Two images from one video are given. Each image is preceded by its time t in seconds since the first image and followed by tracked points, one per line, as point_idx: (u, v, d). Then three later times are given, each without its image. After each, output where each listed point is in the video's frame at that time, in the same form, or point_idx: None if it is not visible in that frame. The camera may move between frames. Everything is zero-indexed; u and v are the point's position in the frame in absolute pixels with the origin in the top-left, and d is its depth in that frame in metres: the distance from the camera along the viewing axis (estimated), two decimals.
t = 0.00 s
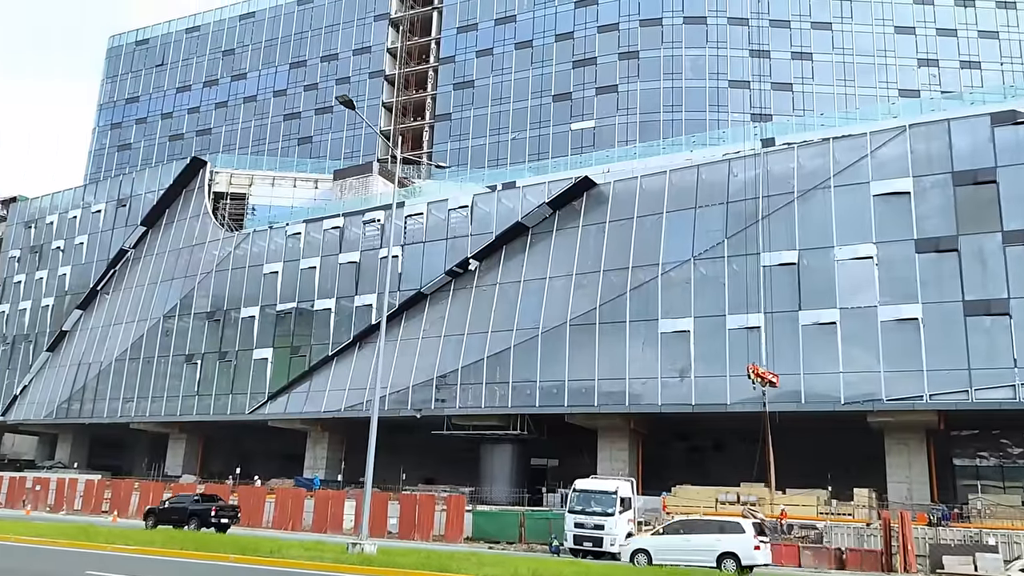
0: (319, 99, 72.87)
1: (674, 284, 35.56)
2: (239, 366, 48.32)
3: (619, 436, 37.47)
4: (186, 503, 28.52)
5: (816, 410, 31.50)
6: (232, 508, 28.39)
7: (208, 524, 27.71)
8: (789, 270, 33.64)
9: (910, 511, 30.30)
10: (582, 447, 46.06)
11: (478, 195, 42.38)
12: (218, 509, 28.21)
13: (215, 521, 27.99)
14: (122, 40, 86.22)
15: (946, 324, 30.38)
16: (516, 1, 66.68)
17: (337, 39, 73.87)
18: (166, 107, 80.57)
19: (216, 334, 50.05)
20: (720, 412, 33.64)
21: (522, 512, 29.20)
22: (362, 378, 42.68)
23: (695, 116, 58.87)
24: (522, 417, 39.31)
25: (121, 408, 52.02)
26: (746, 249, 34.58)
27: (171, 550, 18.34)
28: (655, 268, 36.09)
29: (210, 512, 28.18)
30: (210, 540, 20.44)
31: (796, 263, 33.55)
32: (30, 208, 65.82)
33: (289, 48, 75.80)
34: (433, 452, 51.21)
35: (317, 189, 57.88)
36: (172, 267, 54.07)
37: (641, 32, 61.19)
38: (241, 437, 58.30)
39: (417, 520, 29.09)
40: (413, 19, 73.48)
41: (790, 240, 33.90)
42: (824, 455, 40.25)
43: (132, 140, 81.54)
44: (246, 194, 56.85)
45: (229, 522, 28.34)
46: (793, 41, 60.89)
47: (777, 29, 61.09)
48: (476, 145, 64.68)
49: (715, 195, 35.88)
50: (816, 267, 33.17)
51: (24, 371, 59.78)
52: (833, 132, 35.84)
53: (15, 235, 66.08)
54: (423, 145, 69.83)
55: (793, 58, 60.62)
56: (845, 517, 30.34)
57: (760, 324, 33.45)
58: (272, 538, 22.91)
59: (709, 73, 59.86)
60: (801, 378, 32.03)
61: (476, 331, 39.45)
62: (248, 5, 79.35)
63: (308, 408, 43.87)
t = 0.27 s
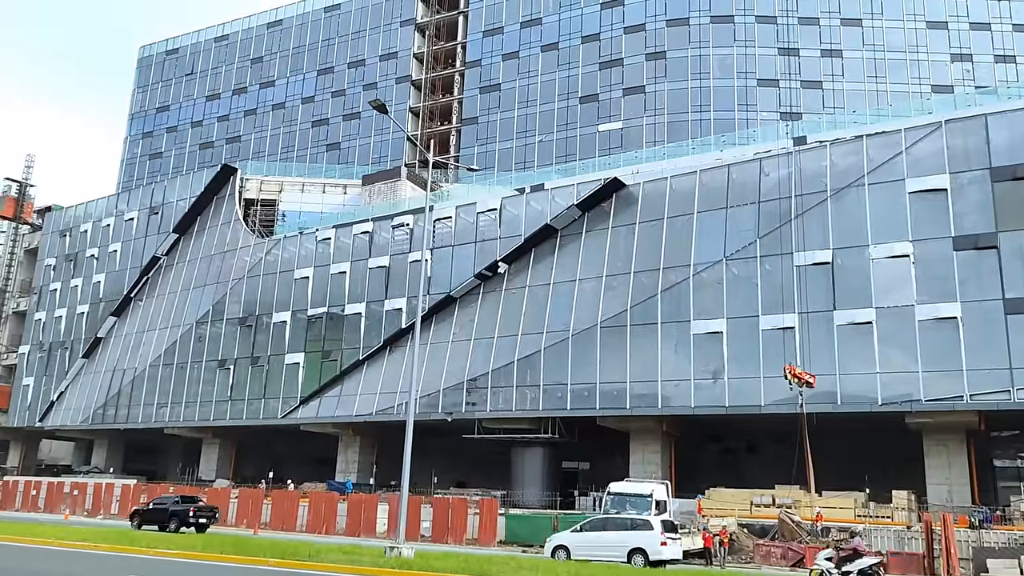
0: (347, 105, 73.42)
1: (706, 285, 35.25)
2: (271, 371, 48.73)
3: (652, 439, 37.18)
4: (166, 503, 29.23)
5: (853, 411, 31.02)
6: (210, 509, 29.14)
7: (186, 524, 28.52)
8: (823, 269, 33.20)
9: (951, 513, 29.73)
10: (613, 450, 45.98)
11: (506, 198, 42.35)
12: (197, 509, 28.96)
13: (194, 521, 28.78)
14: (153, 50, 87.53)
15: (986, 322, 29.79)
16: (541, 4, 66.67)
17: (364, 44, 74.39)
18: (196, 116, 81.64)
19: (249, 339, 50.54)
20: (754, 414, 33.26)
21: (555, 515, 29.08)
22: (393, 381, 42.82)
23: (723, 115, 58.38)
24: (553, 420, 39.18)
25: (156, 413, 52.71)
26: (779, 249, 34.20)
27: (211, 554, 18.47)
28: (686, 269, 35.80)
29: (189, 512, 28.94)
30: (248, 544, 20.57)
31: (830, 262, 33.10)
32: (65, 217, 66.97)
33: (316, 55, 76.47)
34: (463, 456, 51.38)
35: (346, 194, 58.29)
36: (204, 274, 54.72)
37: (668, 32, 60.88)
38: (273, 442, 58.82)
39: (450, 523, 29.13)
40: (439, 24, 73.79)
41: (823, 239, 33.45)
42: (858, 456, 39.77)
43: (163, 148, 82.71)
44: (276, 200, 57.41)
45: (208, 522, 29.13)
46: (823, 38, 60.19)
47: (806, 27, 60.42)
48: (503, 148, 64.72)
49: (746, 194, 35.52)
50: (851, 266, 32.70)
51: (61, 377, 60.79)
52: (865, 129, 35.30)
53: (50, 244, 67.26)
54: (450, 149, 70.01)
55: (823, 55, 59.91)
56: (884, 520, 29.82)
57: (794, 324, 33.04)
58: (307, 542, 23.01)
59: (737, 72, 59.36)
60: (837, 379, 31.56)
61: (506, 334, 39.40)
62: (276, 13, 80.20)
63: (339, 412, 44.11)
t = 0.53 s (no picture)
0: (379, 108, 73.82)
1: (744, 283, 34.72)
2: (308, 374, 49.06)
3: (691, 440, 36.69)
4: (160, 504, 31.73)
5: (899, 410, 30.31)
6: (199, 508, 31.53)
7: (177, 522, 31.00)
8: (866, 266, 32.52)
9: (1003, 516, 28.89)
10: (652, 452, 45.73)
11: (540, 198, 42.15)
12: (187, 509, 31.39)
13: (184, 520, 31.19)
14: (188, 58, 88.80)
15: None
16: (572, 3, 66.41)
17: (395, 48, 74.74)
18: (231, 122, 82.65)
19: (285, 342, 50.95)
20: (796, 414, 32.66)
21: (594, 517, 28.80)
22: (429, 383, 42.84)
23: (759, 112, 57.58)
24: (591, 421, 38.87)
25: (195, 416, 53.37)
26: (819, 246, 33.57)
27: (254, 557, 18.53)
28: (725, 268, 35.31)
29: (180, 511, 31.41)
30: (291, 547, 20.64)
31: (872, 259, 32.41)
32: (105, 223, 68.12)
33: (348, 59, 76.99)
34: (499, 457, 51.35)
35: (380, 197, 58.57)
36: (241, 278, 55.31)
37: (701, 28, 60.26)
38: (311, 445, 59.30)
39: (488, 526, 29.01)
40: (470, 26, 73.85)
41: (865, 235, 32.76)
42: (903, 458, 38.92)
43: (199, 154, 83.85)
44: (311, 204, 57.91)
45: (198, 521, 31.46)
46: (860, 31, 59.11)
47: (842, 20, 59.41)
48: (536, 149, 64.54)
49: (785, 191, 34.93)
50: (894, 263, 31.99)
51: (101, 381, 61.84)
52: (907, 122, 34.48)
53: (90, 250, 68.48)
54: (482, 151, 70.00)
55: (861, 49, 58.82)
56: (932, 523, 29.04)
57: (836, 322, 32.40)
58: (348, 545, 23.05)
59: (772, 67, 58.52)
60: (882, 378, 30.87)
61: (542, 336, 39.19)
62: (308, 18, 80.90)
63: (376, 414, 44.24)
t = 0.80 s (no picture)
0: (415, 103, 74.11)
1: (789, 272, 34.18)
2: (350, 369, 49.55)
3: (736, 431, 36.27)
4: (168, 495, 34.54)
5: (951, 399, 29.61)
6: (204, 499, 34.28)
7: (183, 513, 33.77)
8: (915, 252, 31.78)
9: None
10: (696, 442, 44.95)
11: (579, 189, 41.93)
12: (193, 500, 34.13)
13: (190, 510, 33.97)
14: (227, 58, 90.01)
15: None
16: None
17: (431, 42, 74.90)
18: (270, 120, 83.65)
19: (328, 337, 51.50)
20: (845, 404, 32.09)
21: (641, 509, 28.66)
22: (470, 377, 42.97)
23: (800, 97, 56.54)
24: (634, 413, 38.59)
25: (241, 411, 54.28)
26: (866, 232, 32.89)
27: (307, 550, 18.76)
28: (769, 256, 34.80)
29: (186, 502, 34.17)
30: (342, 539, 20.89)
31: (922, 244, 31.67)
32: (150, 223, 69.46)
33: (384, 54, 77.35)
34: (541, 449, 51.25)
35: (418, 191, 58.84)
36: (283, 274, 56.03)
37: (740, 14, 59.34)
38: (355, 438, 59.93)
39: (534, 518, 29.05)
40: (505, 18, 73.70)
41: (914, 220, 32.01)
42: (955, 447, 38.04)
43: (239, 153, 85.06)
44: (350, 200, 58.43)
45: (203, 510, 34.24)
46: (904, 12, 57.70)
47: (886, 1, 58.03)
48: (573, 139, 64.23)
49: (830, 176, 34.27)
50: (945, 248, 31.22)
51: (150, 377, 63.19)
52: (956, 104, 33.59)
53: (136, 249, 69.90)
54: (519, 143, 69.88)
55: (905, 30, 57.41)
56: (988, 514, 28.31)
57: (885, 310, 31.74)
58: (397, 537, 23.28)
59: (813, 52, 57.40)
60: (933, 366, 30.18)
61: (583, 327, 39.03)
62: (344, 15, 81.44)
63: (418, 407, 44.51)
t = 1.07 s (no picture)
0: (457, 93, 74.22)
1: (843, 253, 33.45)
2: (400, 358, 50.03)
3: (790, 416, 35.72)
4: (190, 484, 37.28)
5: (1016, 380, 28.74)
6: (222, 486, 36.78)
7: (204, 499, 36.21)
8: (976, 229, 30.85)
9: None
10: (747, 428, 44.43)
11: (625, 174, 41.55)
12: (212, 487, 36.66)
13: (211, 497, 36.51)
14: (271, 53, 91.14)
15: None
16: None
17: (471, 31, 74.86)
18: (314, 114, 84.56)
19: (377, 328, 52.04)
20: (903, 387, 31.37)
21: (695, 495, 28.48)
22: (519, 364, 43.06)
23: (851, 74, 55.19)
24: (685, 399, 38.26)
25: (293, 402, 55.23)
26: (923, 211, 32.01)
27: (368, 538, 19.01)
28: (821, 237, 34.10)
29: (207, 489, 36.69)
30: (401, 527, 21.14)
31: (982, 222, 30.72)
32: (200, 218, 70.86)
33: (426, 45, 77.55)
34: (591, 437, 51.18)
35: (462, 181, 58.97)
36: (331, 266, 56.74)
37: None
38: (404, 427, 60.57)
39: (587, 504, 29.05)
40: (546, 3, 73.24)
41: (974, 197, 31.05)
42: (1019, 430, 36.96)
43: (285, 147, 86.24)
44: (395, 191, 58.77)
45: (223, 497, 36.72)
46: None
47: None
48: (617, 125, 63.72)
49: (885, 154, 33.39)
50: (1007, 225, 30.24)
51: (204, 370, 64.64)
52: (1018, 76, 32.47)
53: (187, 245, 71.40)
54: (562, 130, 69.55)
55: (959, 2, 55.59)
56: None
57: (944, 289, 30.90)
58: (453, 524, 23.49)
59: (863, 27, 55.90)
60: (996, 347, 29.31)
61: (632, 313, 38.77)
62: (384, 7, 81.83)
63: (467, 396, 44.76)
